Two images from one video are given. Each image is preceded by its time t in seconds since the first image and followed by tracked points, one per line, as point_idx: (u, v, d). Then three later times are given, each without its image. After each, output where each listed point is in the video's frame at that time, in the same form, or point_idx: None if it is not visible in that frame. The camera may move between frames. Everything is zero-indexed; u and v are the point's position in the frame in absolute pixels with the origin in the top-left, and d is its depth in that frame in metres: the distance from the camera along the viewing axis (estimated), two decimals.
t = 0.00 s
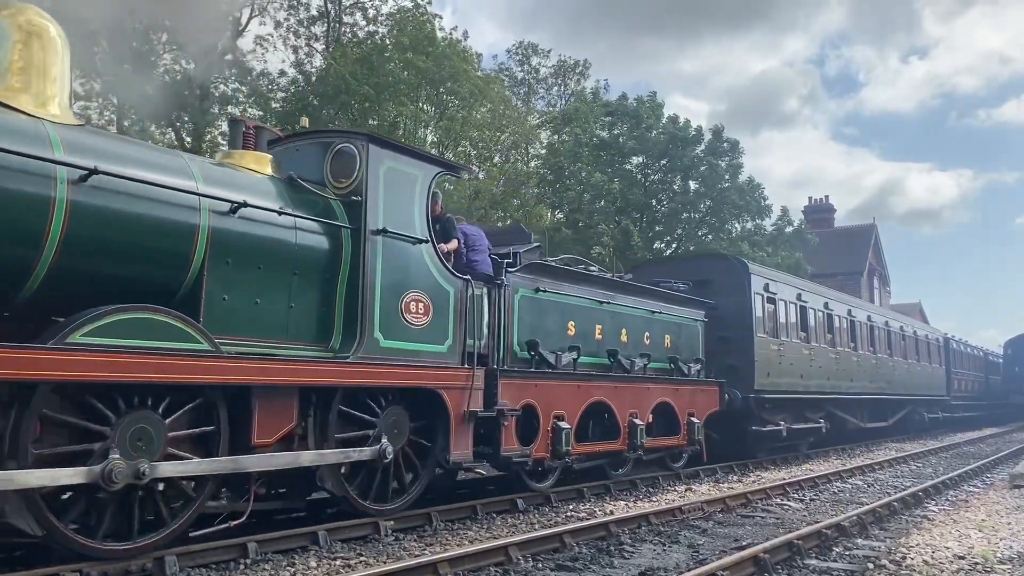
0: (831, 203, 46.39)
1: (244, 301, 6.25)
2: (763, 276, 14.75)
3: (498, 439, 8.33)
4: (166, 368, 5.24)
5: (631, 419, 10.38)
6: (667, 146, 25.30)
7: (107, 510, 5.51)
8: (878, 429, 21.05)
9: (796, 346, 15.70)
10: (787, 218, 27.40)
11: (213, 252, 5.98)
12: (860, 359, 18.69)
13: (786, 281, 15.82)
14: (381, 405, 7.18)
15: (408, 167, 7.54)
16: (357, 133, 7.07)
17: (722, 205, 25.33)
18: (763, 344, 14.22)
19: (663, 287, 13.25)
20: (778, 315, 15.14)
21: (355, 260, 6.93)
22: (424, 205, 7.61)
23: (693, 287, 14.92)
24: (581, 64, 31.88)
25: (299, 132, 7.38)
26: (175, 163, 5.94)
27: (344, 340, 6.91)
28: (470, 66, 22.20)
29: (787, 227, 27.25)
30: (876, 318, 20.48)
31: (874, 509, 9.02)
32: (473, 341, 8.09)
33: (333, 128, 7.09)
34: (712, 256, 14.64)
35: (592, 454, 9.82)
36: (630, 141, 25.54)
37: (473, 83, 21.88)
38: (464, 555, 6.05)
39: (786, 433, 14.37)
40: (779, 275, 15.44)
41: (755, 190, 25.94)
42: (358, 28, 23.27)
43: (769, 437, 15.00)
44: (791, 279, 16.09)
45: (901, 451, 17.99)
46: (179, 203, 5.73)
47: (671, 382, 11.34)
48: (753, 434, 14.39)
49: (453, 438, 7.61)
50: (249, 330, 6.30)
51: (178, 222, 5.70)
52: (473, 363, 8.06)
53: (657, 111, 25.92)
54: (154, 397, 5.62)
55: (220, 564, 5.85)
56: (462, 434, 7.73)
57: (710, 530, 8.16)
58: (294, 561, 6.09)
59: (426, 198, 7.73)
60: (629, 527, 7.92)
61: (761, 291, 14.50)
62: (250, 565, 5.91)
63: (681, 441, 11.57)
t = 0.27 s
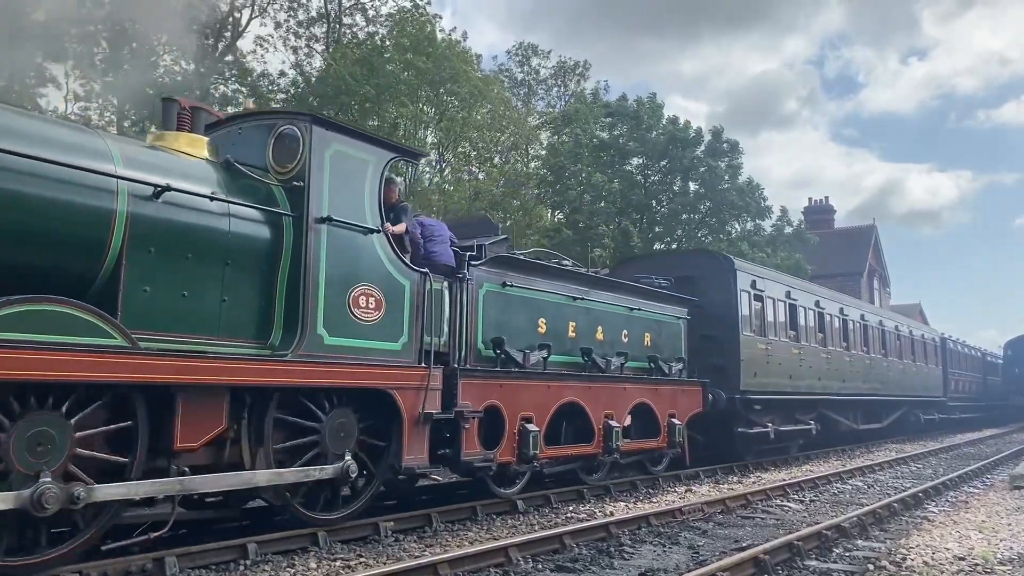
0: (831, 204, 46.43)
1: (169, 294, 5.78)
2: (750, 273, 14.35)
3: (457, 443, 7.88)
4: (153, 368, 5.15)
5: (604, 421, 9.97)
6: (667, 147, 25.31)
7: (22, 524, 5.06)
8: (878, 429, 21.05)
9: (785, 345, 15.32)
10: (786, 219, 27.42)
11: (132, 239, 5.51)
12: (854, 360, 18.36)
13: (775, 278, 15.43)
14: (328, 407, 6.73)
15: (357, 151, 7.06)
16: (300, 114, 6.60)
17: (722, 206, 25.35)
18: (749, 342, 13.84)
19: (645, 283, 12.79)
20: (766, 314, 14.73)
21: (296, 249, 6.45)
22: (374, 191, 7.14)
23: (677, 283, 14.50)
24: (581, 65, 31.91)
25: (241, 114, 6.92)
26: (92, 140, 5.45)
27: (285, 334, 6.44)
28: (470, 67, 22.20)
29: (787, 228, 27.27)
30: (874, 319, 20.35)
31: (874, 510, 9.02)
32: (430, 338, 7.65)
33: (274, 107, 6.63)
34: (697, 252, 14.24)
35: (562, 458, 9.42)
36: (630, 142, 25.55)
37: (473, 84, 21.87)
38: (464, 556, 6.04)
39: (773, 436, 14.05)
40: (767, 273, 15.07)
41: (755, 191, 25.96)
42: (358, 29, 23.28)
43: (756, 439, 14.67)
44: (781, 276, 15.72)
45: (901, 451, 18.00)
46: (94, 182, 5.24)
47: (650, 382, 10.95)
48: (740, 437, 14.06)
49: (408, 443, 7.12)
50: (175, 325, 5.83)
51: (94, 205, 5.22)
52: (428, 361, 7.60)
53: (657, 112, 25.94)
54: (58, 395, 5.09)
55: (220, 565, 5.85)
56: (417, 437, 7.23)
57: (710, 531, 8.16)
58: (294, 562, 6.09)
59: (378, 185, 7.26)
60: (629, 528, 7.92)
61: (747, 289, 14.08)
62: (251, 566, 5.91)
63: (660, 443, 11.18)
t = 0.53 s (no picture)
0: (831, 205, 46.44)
1: (83, 285, 5.37)
2: (736, 269, 13.80)
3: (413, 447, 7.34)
4: (133, 369, 5.07)
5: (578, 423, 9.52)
6: (667, 148, 25.32)
7: None
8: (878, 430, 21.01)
9: (774, 344, 14.77)
10: (786, 220, 27.43)
11: (37, 224, 5.09)
12: (846, 360, 17.91)
13: (765, 274, 14.89)
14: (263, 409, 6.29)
15: (298, 134, 6.62)
16: (232, 92, 6.18)
17: (722, 207, 25.37)
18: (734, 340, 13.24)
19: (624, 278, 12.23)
20: (753, 311, 14.16)
21: (227, 237, 6.02)
22: (317, 176, 6.72)
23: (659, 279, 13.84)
24: (581, 66, 31.93)
25: (173, 94, 6.50)
26: None
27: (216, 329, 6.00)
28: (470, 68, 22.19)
29: (787, 229, 27.27)
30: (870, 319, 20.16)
31: (874, 511, 9.02)
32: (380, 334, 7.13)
33: (207, 86, 6.24)
34: (680, 248, 13.59)
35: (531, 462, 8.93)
36: (631, 142, 25.53)
37: (473, 84, 21.86)
38: (464, 557, 6.04)
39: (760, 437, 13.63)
40: (755, 268, 14.56)
41: (754, 192, 25.96)
42: (359, 30, 23.28)
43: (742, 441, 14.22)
44: (770, 272, 15.17)
45: (901, 452, 18.01)
46: None
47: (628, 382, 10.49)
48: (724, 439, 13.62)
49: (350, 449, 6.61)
50: (90, 319, 5.40)
51: None
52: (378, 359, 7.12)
53: (656, 113, 25.95)
54: None
55: (220, 565, 5.86)
56: (362, 442, 6.74)
57: (710, 532, 8.16)
58: (295, 563, 6.09)
59: (322, 170, 6.82)
60: (629, 529, 7.92)
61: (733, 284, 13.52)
62: (251, 567, 5.92)
63: (638, 446, 10.77)
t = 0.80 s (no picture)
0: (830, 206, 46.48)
1: None
2: (721, 265, 13.59)
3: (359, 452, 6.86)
4: (104, 368, 4.92)
5: (546, 424, 9.05)
6: (667, 149, 25.35)
7: None
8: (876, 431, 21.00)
9: (761, 343, 14.57)
10: (786, 221, 27.44)
11: None
12: (837, 360, 17.71)
13: (752, 272, 14.70)
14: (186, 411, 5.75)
15: (230, 113, 6.07)
16: (154, 64, 5.60)
17: (721, 207, 25.39)
18: (717, 340, 13.02)
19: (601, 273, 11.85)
20: (737, 309, 13.93)
21: (146, 221, 5.44)
22: (251, 159, 6.16)
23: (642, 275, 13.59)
24: (581, 67, 31.93)
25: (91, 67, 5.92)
26: None
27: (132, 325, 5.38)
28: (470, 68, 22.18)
29: (787, 230, 27.28)
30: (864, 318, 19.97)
31: (874, 512, 9.02)
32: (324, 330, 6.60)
33: (128, 56, 5.66)
34: (664, 244, 13.38)
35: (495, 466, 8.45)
36: (630, 143, 25.55)
37: (473, 85, 21.86)
38: (464, 558, 6.04)
39: (746, 439, 13.26)
40: (741, 265, 14.34)
41: (754, 193, 25.98)
42: (358, 31, 23.27)
43: (727, 443, 13.86)
44: (756, 269, 14.94)
45: (900, 453, 18.03)
46: None
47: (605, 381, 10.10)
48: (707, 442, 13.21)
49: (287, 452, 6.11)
50: None
51: None
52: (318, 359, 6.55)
53: (656, 114, 26.00)
54: None
55: (220, 566, 5.86)
56: (301, 445, 6.23)
57: (710, 533, 8.15)
58: (295, 564, 6.09)
59: (257, 153, 6.27)
60: (629, 530, 7.92)
61: (716, 282, 13.30)
62: (251, 568, 5.92)
63: (614, 448, 10.31)
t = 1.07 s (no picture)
0: (830, 207, 46.50)
1: None
2: (704, 260, 13.07)
3: (298, 458, 6.30)
4: (77, 368, 4.75)
5: (512, 427, 8.47)
6: (666, 150, 25.36)
7: None
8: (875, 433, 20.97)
9: (747, 342, 14.08)
10: (786, 222, 27.43)
11: None
12: (827, 360, 17.32)
13: (738, 268, 14.18)
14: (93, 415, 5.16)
15: (150, 88, 5.50)
16: (60, 33, 5.08)
17: (721, 208, 25.41)
18: (699, 338, 12.47)
19: (577, 268, 11.26)
20: (722, 306, 13.40)
21: (50, 203, 4.89)
22: (175, 140, 5.62)
23: (620, 270, 13.11)
24: (581, 68, 31.93)
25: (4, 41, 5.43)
26: None
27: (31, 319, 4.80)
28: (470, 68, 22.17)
29: (787, 230, 27.27)
30: (858, 317, 19.61)
31: (874, 513, 9.01)
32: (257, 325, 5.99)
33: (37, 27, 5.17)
34: (642, 237, 12.84)
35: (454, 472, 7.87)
36: (630, 144, 25.55)
37: (473, 85, 21.84)
38: (463, 559, 6.04)
39: (732, 442, 12.78)
40: (726, 261, 13.82)
41: (754, 193, 25.99)
42: (358, 32, 23.28)
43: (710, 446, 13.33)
44: (743, 265, 14.41)
45: (900, 454, 18.04)
46: None
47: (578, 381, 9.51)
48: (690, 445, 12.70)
49: (211, 458, 5.50)
50: None
51: None
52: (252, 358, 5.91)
53: (656, 115, 26.04)
54: None
55: (219, 567, 5.86)
56: (228, 452, 5.62)
57: (710, 534, 8.14)
58: (294, 565, 6.09)
59: (182, 132, 5.69)
60: (629, 531, 7.91)
61: (698, 278, 12.73)
62: (250, 569, 5.92)
63: (590, 453, 9.70)
